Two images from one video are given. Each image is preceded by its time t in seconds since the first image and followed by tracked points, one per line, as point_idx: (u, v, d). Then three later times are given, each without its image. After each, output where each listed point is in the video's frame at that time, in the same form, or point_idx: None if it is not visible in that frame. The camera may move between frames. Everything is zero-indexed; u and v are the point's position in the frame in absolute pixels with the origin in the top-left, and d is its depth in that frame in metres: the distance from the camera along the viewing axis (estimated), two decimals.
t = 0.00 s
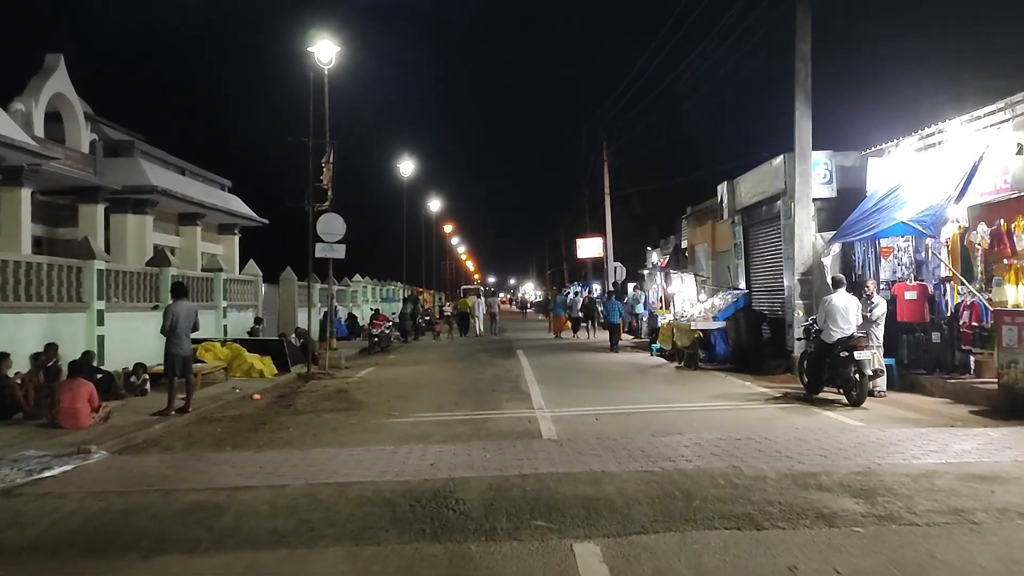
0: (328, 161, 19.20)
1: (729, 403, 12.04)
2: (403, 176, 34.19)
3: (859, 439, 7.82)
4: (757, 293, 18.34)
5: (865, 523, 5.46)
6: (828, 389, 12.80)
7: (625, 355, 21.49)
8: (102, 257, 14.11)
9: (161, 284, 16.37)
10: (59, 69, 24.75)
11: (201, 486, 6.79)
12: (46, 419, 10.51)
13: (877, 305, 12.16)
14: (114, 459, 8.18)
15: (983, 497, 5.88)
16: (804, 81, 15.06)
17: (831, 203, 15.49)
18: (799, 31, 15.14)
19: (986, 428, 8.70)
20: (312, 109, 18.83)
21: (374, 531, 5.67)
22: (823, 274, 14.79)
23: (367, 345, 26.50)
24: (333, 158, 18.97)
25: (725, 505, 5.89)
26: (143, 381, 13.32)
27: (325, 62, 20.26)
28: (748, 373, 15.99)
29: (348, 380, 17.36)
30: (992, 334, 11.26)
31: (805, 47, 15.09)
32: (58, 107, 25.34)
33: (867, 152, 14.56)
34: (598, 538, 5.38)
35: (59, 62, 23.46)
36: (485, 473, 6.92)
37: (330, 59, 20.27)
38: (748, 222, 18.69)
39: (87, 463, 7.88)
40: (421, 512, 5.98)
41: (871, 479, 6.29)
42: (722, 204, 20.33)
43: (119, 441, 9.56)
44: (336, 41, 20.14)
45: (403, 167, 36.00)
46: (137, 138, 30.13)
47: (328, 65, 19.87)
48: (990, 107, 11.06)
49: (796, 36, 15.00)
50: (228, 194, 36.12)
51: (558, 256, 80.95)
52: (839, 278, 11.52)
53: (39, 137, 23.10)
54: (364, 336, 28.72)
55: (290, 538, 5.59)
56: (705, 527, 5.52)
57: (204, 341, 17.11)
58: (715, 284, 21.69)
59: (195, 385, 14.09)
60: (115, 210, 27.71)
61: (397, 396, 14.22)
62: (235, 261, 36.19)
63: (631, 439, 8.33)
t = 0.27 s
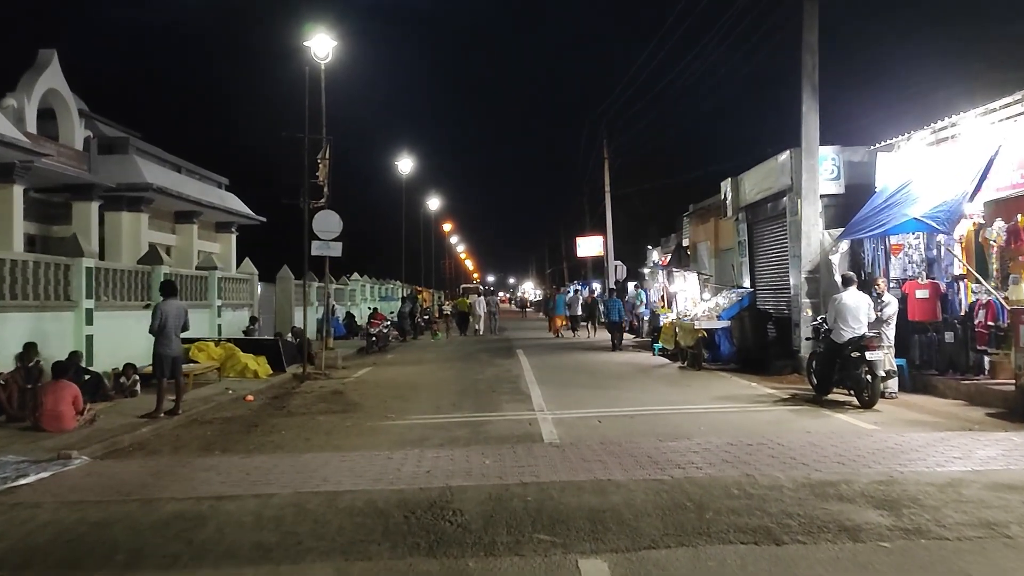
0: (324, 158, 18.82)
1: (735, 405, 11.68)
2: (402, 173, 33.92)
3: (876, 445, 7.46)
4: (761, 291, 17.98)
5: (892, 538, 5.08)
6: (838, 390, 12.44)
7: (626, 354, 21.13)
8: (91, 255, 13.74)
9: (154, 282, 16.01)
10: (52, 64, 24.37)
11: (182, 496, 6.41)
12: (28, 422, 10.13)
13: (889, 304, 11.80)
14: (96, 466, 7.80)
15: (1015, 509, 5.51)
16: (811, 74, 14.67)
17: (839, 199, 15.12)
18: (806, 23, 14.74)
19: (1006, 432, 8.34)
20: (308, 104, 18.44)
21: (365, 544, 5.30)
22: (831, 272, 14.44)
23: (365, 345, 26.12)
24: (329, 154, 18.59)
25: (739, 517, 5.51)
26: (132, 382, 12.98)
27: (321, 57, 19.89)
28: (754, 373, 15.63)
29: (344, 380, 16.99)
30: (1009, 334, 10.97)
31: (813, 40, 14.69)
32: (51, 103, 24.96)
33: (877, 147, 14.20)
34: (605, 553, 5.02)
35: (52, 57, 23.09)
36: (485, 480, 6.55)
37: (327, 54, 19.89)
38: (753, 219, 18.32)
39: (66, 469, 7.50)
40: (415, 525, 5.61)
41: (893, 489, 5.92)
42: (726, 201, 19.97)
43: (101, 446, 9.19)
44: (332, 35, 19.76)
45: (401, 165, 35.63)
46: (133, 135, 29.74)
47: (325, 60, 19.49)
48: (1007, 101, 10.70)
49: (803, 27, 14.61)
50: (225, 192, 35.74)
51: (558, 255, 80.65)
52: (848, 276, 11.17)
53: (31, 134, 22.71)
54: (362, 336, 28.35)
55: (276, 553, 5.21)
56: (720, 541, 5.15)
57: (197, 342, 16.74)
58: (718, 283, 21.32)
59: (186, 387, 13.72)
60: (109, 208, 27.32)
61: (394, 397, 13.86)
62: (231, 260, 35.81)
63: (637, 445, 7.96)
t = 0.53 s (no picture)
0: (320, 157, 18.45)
1: (743, 411, 11.32)
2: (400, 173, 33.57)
3: (895, 456, 7.09)
4: (766, 293, 17.63)
5: (923, 561, 4.71)
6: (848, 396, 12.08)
7: (628, 357, 20.77)
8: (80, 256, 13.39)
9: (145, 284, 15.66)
10: (44, 62, 24.00)
11: (163, 513, 6.04)
12: (10, 430, 9.77)
13: (901, 307, 11.43)
14: (75, 478, 7.42)
15: None
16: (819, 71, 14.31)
17: (847, 199, 14.78)
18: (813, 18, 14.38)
19: None
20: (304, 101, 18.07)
21: (355, 567, 4.94)
22: (839, 274, 14.08)
23: (362, 347, 25.75)
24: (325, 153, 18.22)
25: (756, 537, 5.15)
26: (121, 387, 12.64)
27: (317, 54, 19.52)
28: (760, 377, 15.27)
29: (340, 384, 16.62)
30: None
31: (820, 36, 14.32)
32: (44, 101, 24.59)
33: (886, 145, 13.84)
34: None
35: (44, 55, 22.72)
36: (484, 495, 6.18)
37: (323, 51, 19.52)
38: (757, 219, 17.97)
39: (42, 483, 7.13)
40: (410, 546, 5.24)
41: (919, 507, 5.55)
42: (730, 201, 19.60)
43: (84, 456, 8.83)
44: (328, 32, 19.39)
45: (400, 165, 35.27)
46: (128, 135, 29.37)
47: (321, 57, 19.12)
48: None
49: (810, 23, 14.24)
50: (222, 192, 35.39)
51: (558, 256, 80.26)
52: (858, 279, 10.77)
53: (23, 133, 22.34)
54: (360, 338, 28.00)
55: None
56: (736, 564, 4.78)
57: (190, 345, 16.40)
58: (720, 285, 20.98)
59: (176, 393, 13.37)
60: (104, 208, 26.95)
61: (391, 402, 13.49)
62: (228, 261, 35.45)
63: (643, 455, 7.58)
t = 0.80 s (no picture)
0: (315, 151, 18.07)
1: (749, 411, 10.98)
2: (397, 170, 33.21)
3: (913, 460, 6.74)
4: (770, 291, 17.29)
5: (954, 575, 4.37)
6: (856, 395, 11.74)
7: (629, 355, 20.45)
8: (67, 253, 13.02)
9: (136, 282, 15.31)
10: (36, 57, 23.60)
11: (141, 522, 5.69)
12: None
13: (911, 304, 11.08)
14: (53, 484, 7.06)
15: None
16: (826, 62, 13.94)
17: (853, 194, 14.43)
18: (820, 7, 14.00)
19: None
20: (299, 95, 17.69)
21: None
22: (846, 271, 13.71)
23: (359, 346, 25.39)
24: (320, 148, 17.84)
25: (773, 549, 4.81)
26: (109, 387, 12.29)
27: (313, 47, 19.14)
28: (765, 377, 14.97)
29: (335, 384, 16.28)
30: None
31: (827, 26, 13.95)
32: (36, 97, 24.18)
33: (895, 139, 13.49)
34: None
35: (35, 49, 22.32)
36: (481, 503, 5.83)
37: (318, 44, 19.15)
38: (761, 215, 17.63)
39: (17, 488, 6.78)
40: (402, 559, 4.89)
41: (945, 517, 5.21)
42: (733, 197, 19.25)
43: (66, 459, 8.48)
44: (324, 25, 19.01)
45: (398, 162, 34.90)
46: (122, 131, 28.98)
47: (316, 51, 18.75)
48: None
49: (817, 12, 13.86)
50: (218, 189, 35.02)
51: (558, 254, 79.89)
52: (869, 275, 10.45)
53: (14, 127, 21.94)
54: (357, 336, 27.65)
55: None
56: None
57: (182, 344, 16.04)
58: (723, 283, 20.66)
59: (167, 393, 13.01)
60: (97, 205, 26.57)
61: (386, 402, 13.14)
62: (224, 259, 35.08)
63: (649, 458, 7.23)
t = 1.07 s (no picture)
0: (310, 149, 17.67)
1: (758, 417, 10.59)
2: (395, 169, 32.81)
3: (937, 472, 6.35)
4: (776, 292, 16.90)
5: None
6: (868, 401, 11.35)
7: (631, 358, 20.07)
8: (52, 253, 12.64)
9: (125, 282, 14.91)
10: (27, 54, 23.20)
11: (111, 541, 5.29)
12: None
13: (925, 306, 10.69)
14: (24, 498, 6.66)
15: None
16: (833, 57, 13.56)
17: (862, 193, 14.06)
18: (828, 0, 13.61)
19: None
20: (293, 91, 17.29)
21: None
22: (855, 272, 13.37)
23: (356, 347, 24.99)
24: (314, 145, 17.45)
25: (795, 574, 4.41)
26: (94, 391, 11.89)
27: (308, 43, 18.75)
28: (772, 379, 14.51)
29: (330, 387, 15.88)
30: None
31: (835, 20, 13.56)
32: (28, 95, 23.79)
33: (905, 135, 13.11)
34: None
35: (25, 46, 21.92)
36: (477, 520, 5.43)
37: (313, 39, 18.76)
38: (766, 215, 17.24)
39: None
40: None
41: (978, 537, 4.81)
42: (737, 196, 18.86)
43: (43, 469, 8.08)
44: (319, 20, 18.62)
45: (396, 161, 34.50)
46: (115, 129, 28.58)
47: (311, 46, 18.36)
48: None
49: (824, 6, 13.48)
50: (214, 188, 34.62)
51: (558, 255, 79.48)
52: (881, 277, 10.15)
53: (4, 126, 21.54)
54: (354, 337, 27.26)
55: None
56: None
57: (172, 346, 15.64)
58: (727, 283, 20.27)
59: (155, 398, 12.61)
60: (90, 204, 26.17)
61: (381, 406, 12.74)
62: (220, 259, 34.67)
63: (655, 469, 6.84)
